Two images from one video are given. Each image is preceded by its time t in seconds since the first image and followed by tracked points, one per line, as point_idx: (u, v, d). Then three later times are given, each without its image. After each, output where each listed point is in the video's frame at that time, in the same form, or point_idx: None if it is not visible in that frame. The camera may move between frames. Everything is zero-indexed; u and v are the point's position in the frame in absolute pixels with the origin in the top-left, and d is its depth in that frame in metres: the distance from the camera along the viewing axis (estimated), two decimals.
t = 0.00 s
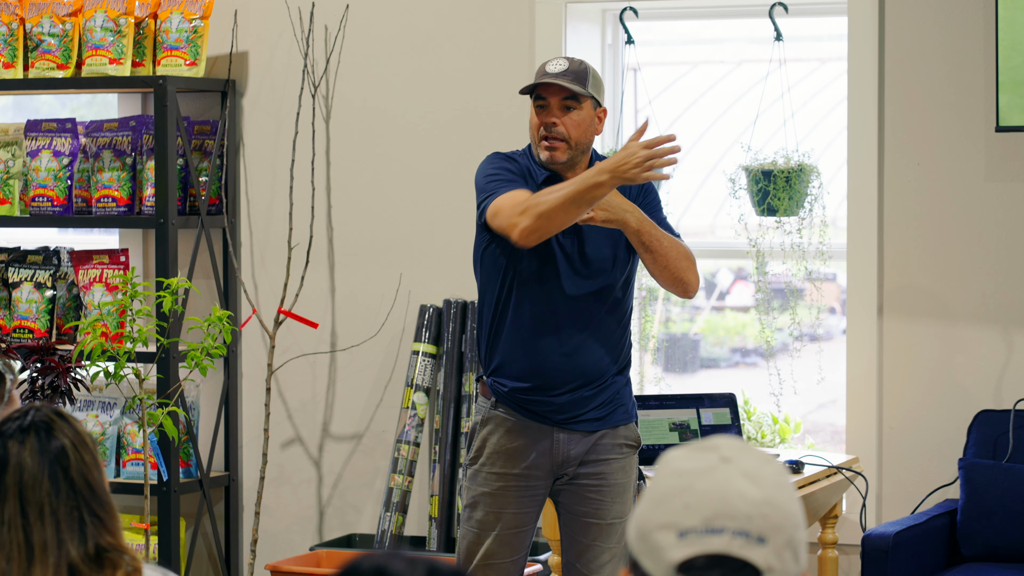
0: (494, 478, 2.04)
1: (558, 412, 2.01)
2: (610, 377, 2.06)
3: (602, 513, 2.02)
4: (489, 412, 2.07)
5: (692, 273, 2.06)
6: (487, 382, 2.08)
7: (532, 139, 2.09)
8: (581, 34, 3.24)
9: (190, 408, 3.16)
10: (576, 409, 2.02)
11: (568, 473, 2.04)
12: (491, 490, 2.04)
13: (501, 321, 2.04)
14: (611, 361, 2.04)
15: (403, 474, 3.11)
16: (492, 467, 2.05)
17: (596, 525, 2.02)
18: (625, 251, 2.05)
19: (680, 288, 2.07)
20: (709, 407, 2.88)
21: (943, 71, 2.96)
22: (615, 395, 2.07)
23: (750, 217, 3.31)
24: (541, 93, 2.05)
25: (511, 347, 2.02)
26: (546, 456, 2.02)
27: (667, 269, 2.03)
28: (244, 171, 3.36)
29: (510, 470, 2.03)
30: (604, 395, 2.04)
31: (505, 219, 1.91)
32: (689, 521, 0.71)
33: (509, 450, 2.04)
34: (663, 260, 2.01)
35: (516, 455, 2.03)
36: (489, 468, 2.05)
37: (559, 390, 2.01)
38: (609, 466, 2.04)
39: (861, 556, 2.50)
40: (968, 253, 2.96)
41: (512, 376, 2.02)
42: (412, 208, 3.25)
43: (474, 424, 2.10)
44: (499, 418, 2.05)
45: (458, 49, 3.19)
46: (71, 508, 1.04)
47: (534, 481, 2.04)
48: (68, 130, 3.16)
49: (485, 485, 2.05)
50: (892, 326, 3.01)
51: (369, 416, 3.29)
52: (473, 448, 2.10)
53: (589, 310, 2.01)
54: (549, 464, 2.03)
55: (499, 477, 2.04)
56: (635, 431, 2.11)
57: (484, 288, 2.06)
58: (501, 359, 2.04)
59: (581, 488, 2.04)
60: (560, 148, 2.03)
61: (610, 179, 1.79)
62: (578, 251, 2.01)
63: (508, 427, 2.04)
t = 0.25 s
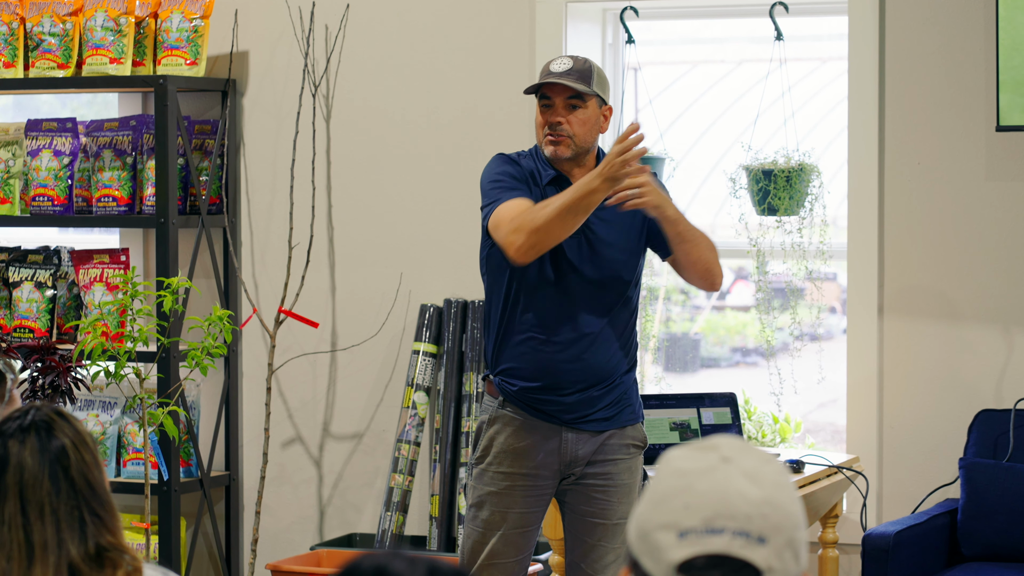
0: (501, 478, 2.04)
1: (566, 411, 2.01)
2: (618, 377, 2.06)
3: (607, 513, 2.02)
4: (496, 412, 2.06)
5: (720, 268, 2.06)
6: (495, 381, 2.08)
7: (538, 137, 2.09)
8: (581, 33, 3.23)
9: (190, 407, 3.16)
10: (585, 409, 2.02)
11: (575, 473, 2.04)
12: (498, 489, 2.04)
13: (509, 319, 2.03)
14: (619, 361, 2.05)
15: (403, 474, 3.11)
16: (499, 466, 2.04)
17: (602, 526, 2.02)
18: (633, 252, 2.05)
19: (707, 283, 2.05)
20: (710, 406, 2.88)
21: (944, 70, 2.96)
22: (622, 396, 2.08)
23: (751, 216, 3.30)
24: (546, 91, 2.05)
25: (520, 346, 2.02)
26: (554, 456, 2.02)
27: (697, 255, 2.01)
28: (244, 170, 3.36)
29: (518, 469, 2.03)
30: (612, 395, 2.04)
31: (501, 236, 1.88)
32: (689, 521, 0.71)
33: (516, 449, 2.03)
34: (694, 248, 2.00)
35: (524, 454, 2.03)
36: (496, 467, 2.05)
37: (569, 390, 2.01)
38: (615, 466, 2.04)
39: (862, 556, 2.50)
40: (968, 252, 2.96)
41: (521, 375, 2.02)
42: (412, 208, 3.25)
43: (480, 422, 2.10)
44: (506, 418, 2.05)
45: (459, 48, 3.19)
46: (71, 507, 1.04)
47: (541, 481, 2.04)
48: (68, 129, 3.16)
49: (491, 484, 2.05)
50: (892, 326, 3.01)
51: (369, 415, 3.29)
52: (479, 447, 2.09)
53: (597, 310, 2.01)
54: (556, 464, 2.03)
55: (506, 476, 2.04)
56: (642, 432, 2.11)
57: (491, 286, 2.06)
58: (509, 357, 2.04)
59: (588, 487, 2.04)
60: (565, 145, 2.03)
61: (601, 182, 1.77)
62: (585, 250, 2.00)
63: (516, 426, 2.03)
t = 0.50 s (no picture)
0: (502, 477, 2.04)
1: (568, 411, 2.00)
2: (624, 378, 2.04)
3: (609, 514, 2.01)
4: (500, 410, 2.08)
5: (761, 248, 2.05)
6: (499, 381, 2.09)
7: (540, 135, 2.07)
8: (581, 32, 3.24)
9: (190, 407, 3.17)
10: (588, 409, 2.00)
11: (577, 473, 2.04)
12: (499, 487, 2.04)
13: (512, 319, 2.04)
14: (626, 362, 2.02)
15: (403, 473, 3.11)
16: (500, 465, 2.05)
17: (604, 526, 2.02)
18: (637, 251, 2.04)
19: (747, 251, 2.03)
20: (710, 406, 2.88)
21: (944, 70, 2.96)
22: (628, 397, 2.05)
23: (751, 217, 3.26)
24: (549, 88, 2.07)
25: (522, 344, 2.03)
26: (555, 456, 2.03)
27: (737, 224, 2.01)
28: (244, 170, 3.36)
29: (519, 468, 2.03)
30: (616, 396, 2.02)
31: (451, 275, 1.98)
32: (690, 520, 0.71)
33: (518, 448, 2.04)
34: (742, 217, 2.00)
35: (525, 453, 2.03)
36: (498, 465, 2.05)
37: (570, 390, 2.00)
38: (618, 467, 2.02)
39: (862, 555, 2.50)
40: (969, 252, 2.96)
41: (523, 374, 2.03)
42: (412, 207, 3.25)
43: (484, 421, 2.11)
44: (509, 416, 2.06)
45: (459, 48, 3.19)
46: (72, 506, 1.04)
47: (543, 480, 2.04)
48: (68, 128, 3.16)
49: (492, 483, 2.05)
50: (892, 325, 3.01)
51: (369, 415, 3.29)
52: (482, 445, 2.10)
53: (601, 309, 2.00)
54: (557, 463, 2.03)
55: (507, 475, 2.04)
56: (647, 433, 2.10)
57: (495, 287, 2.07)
58: (512, 356, 2.05)
59: (591, 487, 2.04)
60: (568, 139, 2.02)
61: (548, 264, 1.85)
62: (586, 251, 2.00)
63: (518, 425, 2.04)
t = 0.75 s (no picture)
0: (502, 475, 2.05)
1: (566, 410, 2.00)
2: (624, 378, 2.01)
3: (608, 515, 2.01)
4: (500, 408, 2.09)
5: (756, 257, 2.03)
6: (500, 381, 2.11)
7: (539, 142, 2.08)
8: (581, 32, 3.24)
9: (190, 406, 3.16)
10: (586, 408, 1.99)
11: (575, 473, 2.03)
12: (498, 486, 2.04)
13: (512, 319, 2.06)
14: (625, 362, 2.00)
15: (403, 473, 3.11)
16: (500, 463, 2.06)
17: (604, 527, 2.01)
18: (637, 250, 2.03)
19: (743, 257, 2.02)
20: (710, 405, 2.88)
21: (943, 69, 2.96)
22: (629, 397, 2.03)
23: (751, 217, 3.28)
24: (545, 94, 2.06)
25: (521, 344, 2.04)
26: (554, 456, 2.03)
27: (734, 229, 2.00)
28: (244, 169, 3.36)
29: (518, 467, 2.04)
30: (615, 395, 2.00)
31: (435, 274, 2.06)
32: (688, 522, 0.71)
33: (517, 447, 2.04)
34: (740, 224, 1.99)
35: (524, 451, 2.04)
36: (498, 464, 2.06)
37: (568, 389, 2.00)
38: (617, 468, 2.01)
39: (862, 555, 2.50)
40: (968, 251, 2.96)
41: (521, 374, 2.04)
42: (411, 207, 3.25)
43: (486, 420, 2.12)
44: (508, 415, 2.07)
45: (459, 47, 3.19)
46: (72, 506, 1.04)
47: (542, 480, 2.04)
48: (68, 128, 3.15)
49: (492, 481, 2.06)
50: (891, 325, 3.01)
51: (369, 414, 3.29)
52: (482, 444, 2.11)
53: (601, 309, 1.99)
54: (556, 463, 2.03)
55: (506, 473, 2.05)
56: (647, 434, 2.07)
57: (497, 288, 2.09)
58: (512, 357, 2.06)
59: (590, 488, 2.04)
60: (568, 144, 2.01)
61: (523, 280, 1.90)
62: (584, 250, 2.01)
63: (517, 424, 2.05)
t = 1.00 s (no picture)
0: (502, 474, 2.05)
1: (566, 409, 2.00)
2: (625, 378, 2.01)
3: (608, 514, 2.01)
4: (500, 407, 2.09)
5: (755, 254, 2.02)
6: (501, 380, 2.11)
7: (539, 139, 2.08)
8: (581, 30, 3.26)
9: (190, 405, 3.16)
10: (586, 407, 1.99)
11: (575, 473, 2.03)
12: (498, 485, 2.05)
13: (513, 318, 2.06)
14: (626, 361, 2.00)
15: (403, 472, 3.11)
16: (501, 462, 2.06)
17: (604, 527, 2.01)
18: (639, 249, 2.03)
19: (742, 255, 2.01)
20: (710, 404, 2.88)
21: (943, 68, 2.96)
22: (630, 397, 2.02)
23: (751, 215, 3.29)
24: (546, 90, 2.06)
25: (521, 343, 2.04)
26: (553, 455, 2.02)
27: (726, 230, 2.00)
28: (244, 168, 3.36)
29: (518, 466, 2.04)
30: (616, 395, 2.00)
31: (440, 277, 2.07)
32: (689, 520, 0.71)
33: (518, 446, 2.04)
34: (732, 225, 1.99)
35: (524, 451, 2.04)
36: (498, 463, 2.06)
37: (568, 388, 2.00)
38: (617, 468, 2.01)
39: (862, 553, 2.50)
40: (968, 250, 2.96)
41: (521, 373, 2.04)
42: (411, 206, 3.25)
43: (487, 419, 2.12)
44: (509, 414, 2.07)
45: (459, 46, 3.19)
46: (72, 505, 1.04)
47: (542, 479, 2.04)
48: (68, 126, 3.15)
49: (492, 480, 2.06)
50: (891, 324, 3.01)
51: (369, 413, 3.29)
52: (483, 443, 2.11)
53: (600, 309, 1.99)
54: (556, 462, 2.03)
55: (506, 472, 2.05)
56: (648, 434, 2.07)
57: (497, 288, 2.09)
58: (512, 356, 2.06)
59: (591, 487, 2.03)
60: (568, 141, 2.02)
61: (523, 277, 1.89)
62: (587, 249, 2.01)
63: (517, 423, 2.05)
